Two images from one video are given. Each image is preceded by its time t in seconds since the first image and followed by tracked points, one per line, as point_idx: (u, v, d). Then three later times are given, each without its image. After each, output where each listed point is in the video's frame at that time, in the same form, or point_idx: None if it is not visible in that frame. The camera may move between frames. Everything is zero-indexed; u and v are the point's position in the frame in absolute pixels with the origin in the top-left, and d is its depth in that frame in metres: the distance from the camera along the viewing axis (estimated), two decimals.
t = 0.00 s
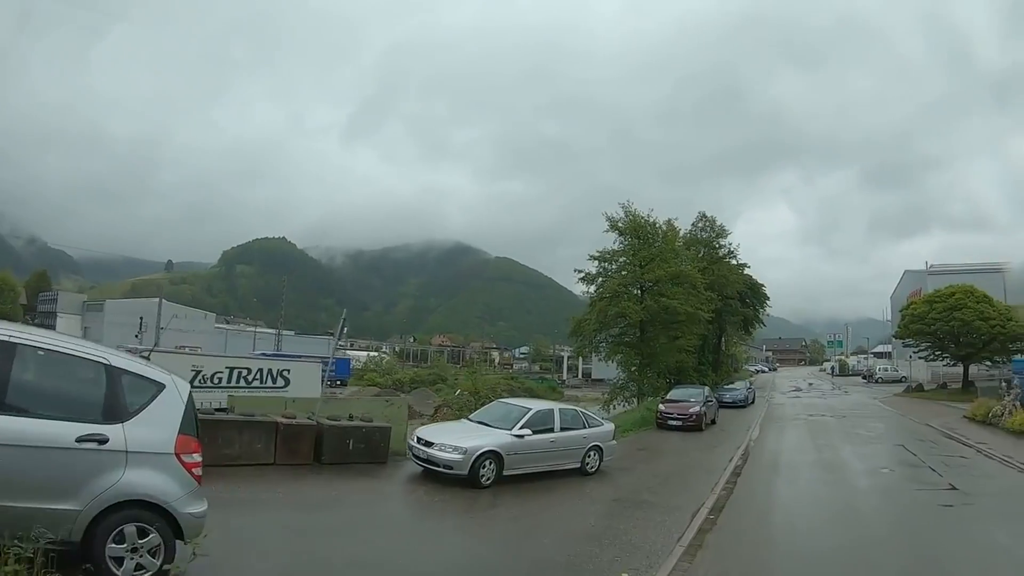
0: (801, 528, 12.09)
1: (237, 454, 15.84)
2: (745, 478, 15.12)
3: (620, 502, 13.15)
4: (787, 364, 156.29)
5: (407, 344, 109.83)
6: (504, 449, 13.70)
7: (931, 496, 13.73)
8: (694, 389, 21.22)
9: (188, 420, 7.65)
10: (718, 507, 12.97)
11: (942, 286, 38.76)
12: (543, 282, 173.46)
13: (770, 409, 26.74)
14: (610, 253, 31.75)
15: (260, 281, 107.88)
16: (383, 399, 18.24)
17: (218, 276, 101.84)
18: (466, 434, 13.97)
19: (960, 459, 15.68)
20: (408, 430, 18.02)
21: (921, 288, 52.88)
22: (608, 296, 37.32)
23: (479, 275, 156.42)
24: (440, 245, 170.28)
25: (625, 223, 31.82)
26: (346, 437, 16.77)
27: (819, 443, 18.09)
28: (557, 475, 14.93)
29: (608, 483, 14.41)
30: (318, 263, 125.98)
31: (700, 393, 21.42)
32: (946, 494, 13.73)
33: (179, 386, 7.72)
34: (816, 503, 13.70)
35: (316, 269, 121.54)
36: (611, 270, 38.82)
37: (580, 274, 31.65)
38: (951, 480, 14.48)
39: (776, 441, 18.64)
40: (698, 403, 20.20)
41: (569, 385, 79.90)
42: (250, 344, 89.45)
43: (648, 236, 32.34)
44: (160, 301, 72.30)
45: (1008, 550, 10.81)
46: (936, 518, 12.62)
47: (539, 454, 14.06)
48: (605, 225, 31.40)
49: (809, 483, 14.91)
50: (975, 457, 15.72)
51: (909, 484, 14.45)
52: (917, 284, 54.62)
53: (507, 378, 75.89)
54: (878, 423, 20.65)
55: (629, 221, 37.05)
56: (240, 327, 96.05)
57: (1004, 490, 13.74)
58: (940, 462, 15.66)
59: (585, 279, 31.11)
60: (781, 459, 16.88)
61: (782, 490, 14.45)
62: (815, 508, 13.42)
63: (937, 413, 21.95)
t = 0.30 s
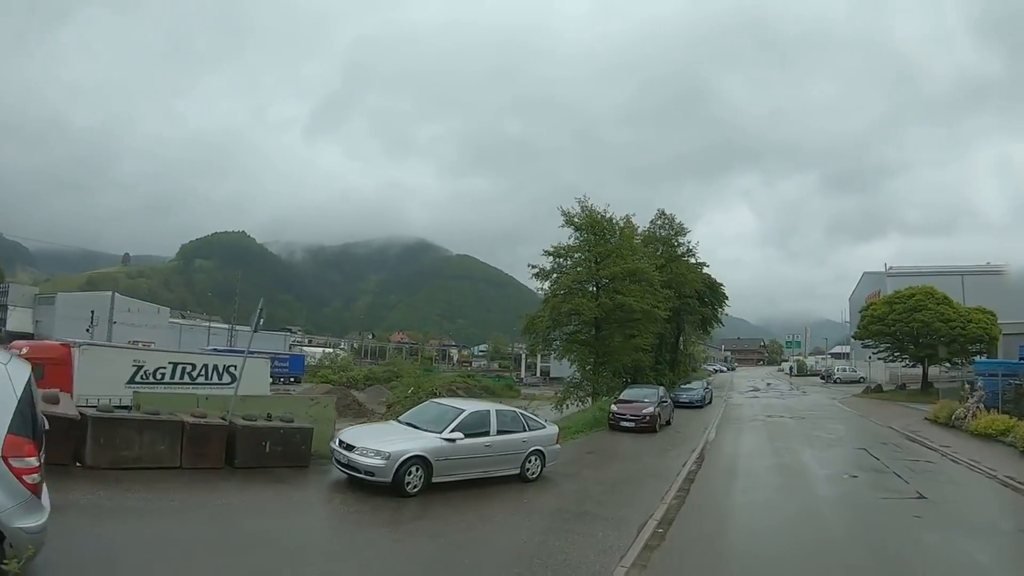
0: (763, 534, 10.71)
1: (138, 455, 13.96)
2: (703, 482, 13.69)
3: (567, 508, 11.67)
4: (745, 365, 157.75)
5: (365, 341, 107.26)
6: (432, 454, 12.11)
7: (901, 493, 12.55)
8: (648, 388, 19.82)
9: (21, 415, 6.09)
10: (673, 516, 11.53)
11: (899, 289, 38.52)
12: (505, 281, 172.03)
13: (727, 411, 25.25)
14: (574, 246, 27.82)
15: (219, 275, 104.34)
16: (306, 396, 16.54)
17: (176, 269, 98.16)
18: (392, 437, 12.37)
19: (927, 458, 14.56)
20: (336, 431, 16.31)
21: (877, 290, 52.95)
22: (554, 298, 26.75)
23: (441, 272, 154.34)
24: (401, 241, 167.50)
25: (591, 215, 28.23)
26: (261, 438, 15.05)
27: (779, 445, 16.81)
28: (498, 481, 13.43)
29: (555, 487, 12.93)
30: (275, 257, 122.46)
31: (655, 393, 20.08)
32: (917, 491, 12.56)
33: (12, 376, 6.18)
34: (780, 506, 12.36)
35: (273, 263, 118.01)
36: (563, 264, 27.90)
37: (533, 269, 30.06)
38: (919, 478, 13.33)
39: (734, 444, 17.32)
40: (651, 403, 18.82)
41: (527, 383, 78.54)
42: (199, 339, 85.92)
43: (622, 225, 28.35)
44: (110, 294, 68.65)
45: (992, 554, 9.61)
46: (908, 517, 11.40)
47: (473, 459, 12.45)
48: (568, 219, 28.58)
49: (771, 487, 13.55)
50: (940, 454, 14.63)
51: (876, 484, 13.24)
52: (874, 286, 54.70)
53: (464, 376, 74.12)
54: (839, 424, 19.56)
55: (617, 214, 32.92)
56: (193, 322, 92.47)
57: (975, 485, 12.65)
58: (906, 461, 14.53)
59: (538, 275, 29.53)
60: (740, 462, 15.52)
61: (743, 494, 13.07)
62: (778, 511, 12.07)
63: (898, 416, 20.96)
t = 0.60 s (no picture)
0: (722, 545, 9.43)
1: (22, 458, 12.10)
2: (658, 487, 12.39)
3: (504, 517, 10.29)
4: (705, 365, 158.64)
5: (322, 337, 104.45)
6: (351, 460, 10.66)
7: (868, 494, 11.43)
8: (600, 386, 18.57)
9: None
10: (622, 525, 10.20)
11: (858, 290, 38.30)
12: (469, 279, 170.34)
13: (685, 412, 23.90)
14: (528, 240, 26.51)
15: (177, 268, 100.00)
16: (223, 394, 15.04)
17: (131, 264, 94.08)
18: (306, 442, 10.86)
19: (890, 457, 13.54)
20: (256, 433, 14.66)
21: (836, 291, 53.01)
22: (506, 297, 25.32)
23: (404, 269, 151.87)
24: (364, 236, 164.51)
25: (548, 208, 27.00)
26: (164, 438, 13.41)
27: (738, 449, 15.64)
28: (430, 488, 11.98)
29: (494, 494, 11.58)
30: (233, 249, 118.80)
31: (607, 392, 18.82)
32: (883, 489, 11.47)
33: None
34: (740, 513, 11.12)
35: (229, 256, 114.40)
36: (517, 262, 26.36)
37: (484, 265, 28.72)
38: (886, 476, 12.25)
39: (690, 448, 16.04)
40: (604, 403, 17.52)
41: (486, 382, 76.97)
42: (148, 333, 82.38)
43: (579, 219, 27.12)
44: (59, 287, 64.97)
45: (973, 556, 8.49)
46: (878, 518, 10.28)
47: (398, 466, 11.01)
48: (523, 213, 27.24)
49: (730, 493, 12.29)
50: (904, 453, 13.63)
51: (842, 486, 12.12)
52: (833, 288, 54.62)
53: (420, 375, 72.37)
54: (798, 425, 18.62)
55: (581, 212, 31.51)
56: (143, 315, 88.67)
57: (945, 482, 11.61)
58: (871, 461, 13.46)
59: (490, 271, 28.19)
60: (697, 467, 14.25)
61: (700, 502, 11.77)
62: (738, 519, 10.81)
63: (858, 417, 20.09)
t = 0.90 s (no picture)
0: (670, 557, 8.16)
1: None
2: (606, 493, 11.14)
3: (427, 532, 8.93)
4: (664, 365, 159.84)
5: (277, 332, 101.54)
6: (251, 468, 9.18)
7: (830, 498, 10.39)
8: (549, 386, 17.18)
9: None
10: (558, 537, 8.87)
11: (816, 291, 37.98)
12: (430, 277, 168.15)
13: (640, 414, 22.53)
14: (479, 234, 25.17)
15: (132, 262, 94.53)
16: (123, 391, 13.46)
17: (83, 253, 88.82)
18: (203, 446, 9.37)
19: (852, 461, 12.56)
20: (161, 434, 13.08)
21: (793, 292, 53.03)
22: (455, 291, 24.01)
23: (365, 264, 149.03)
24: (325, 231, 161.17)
25: (500, 201, 25.64)
26: (50, 440, 11.67)
27: (692, 453, 14.47)
28: (348, 498, 10.52)
29: (419, 506, 10.18)
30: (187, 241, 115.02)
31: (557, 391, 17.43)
32: (847, 497, 10.41)
33: None
34: (693, 520, 9.94)
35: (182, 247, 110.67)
36: (467, 255, 25.08)
37: (433, 258, 27.38)
38: (849, 480, 11.25)
39: (642, 453, 14.71)
40: (551, 403, 16.11)
41: (443, 380, 75.29)
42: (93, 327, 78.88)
43: (532, 212, 25.80)
44: None
45: (950, 569, 7.44)
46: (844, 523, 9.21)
47: (307, 474, 9.57)
48: (474, 205, 25.85)
49: (683, 498, 11.10)
50: (867, 458, 12.67)
51: (803, 489, 11.05)
52: (791, 289, 54.63)
53: (374, 372, 70.43)
54: (756, 428, 17.66)
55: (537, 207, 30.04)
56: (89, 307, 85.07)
57: (911, 485, 10.65)
58: (835, 465, 12.44)
59: (440, 266, 26.86)
60: (648, 471, 13.05)
61: (650, 509, 10.55)
62: (689, 528, 9.61)
63: (817, 420, 19.21)
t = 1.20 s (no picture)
0: None
1: None
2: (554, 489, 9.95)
3: (337, 554, 7.59)
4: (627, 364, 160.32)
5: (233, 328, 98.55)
6: (133, 478, 7.78)
7: (797, 507, 9.38)
8: (498, 387, 15.76)
9: None
10: (491, 555, 7.57)
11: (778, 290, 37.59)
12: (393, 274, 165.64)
13: (597, 415, 21.39)
14: (431, 227, 23.89)
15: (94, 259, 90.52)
16: (15, 386, 11.78)
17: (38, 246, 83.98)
18: (82, 451, 7.95)
19: (818, 467, 11.60)
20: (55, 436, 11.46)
21: (755, 291, 52.83)
22: (404, 285, 22.66)
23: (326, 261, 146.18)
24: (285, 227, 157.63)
25: (453, 193, 24.34)
26: None
27: (649, 456, 13.30)
28: (255, 513, 9.13)
29: (336, 523, 8.84)
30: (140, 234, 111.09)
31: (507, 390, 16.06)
32: (817, 506, 9.34)
33: None
34: (647, 529, 8.77)
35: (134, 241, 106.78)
36: (418, 248, 23.79)
37: (384, 252, 25.99)
38: (817, 486, 10.28)
39: (594, 456, 13.52)
40: (498, 405, 14.70)
41: (403, 379, 73.58)
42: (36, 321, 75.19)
43: (487, 205, 24.56)
44: None
45: None
46: (814, 536, 8.20)
47: (201, 484, 8.20)
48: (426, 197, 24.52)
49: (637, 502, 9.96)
50: (834, 464, 11.72)
51: (768, 496, 10.03)
52: (753, 289, 54.42)
53: (330, 369, 68.54)
54: (716, 431, 16.71)
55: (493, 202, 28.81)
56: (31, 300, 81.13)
57: (884, 491, 9.72)
58: (800, 470, 11.47)
59: (390, 260, 25.47)
60: (600, 475, 11.87)
61: (600, 515, 9.36)
62: (643, 539, 8.39)
63: (779, 423, 18.34)
